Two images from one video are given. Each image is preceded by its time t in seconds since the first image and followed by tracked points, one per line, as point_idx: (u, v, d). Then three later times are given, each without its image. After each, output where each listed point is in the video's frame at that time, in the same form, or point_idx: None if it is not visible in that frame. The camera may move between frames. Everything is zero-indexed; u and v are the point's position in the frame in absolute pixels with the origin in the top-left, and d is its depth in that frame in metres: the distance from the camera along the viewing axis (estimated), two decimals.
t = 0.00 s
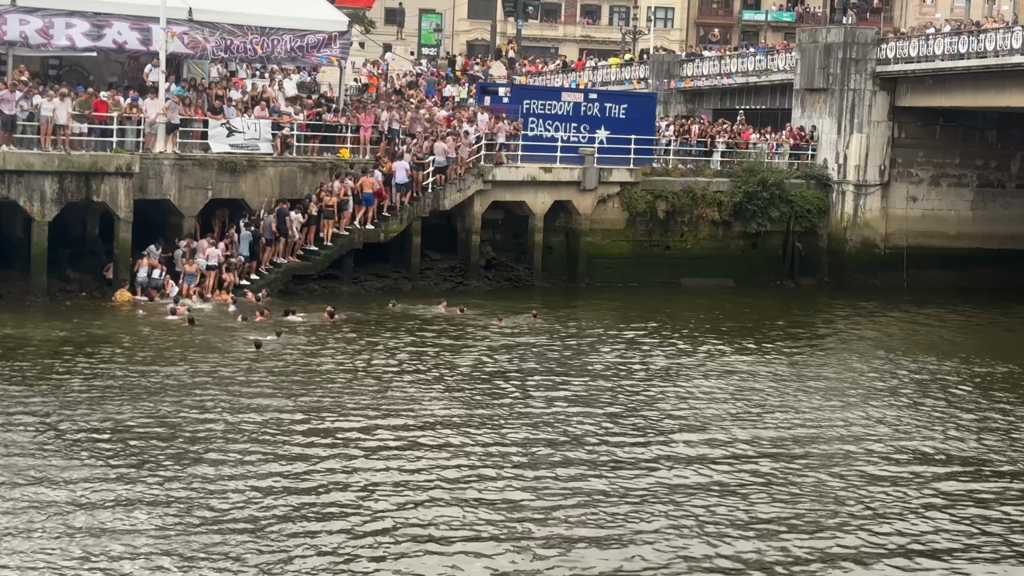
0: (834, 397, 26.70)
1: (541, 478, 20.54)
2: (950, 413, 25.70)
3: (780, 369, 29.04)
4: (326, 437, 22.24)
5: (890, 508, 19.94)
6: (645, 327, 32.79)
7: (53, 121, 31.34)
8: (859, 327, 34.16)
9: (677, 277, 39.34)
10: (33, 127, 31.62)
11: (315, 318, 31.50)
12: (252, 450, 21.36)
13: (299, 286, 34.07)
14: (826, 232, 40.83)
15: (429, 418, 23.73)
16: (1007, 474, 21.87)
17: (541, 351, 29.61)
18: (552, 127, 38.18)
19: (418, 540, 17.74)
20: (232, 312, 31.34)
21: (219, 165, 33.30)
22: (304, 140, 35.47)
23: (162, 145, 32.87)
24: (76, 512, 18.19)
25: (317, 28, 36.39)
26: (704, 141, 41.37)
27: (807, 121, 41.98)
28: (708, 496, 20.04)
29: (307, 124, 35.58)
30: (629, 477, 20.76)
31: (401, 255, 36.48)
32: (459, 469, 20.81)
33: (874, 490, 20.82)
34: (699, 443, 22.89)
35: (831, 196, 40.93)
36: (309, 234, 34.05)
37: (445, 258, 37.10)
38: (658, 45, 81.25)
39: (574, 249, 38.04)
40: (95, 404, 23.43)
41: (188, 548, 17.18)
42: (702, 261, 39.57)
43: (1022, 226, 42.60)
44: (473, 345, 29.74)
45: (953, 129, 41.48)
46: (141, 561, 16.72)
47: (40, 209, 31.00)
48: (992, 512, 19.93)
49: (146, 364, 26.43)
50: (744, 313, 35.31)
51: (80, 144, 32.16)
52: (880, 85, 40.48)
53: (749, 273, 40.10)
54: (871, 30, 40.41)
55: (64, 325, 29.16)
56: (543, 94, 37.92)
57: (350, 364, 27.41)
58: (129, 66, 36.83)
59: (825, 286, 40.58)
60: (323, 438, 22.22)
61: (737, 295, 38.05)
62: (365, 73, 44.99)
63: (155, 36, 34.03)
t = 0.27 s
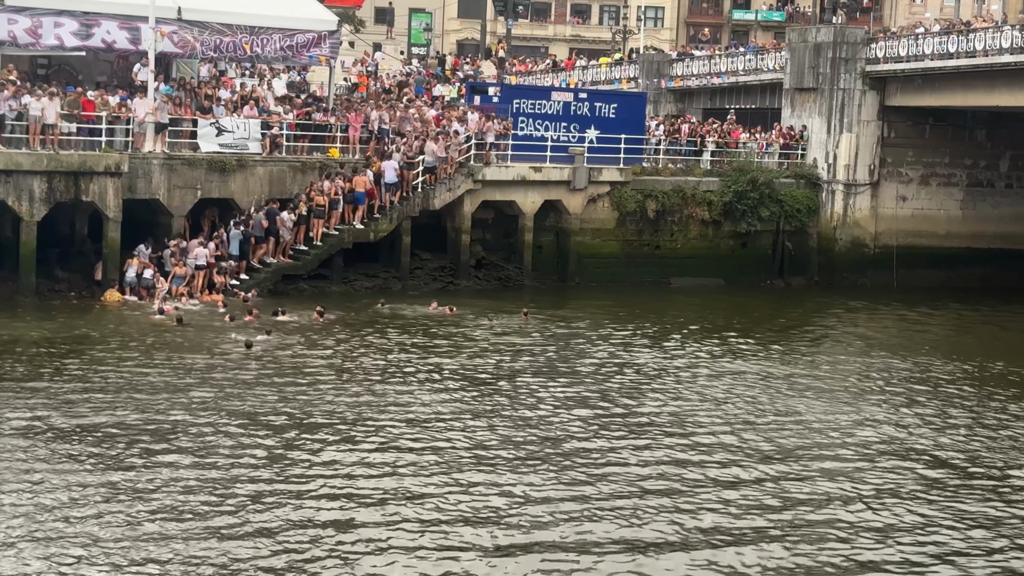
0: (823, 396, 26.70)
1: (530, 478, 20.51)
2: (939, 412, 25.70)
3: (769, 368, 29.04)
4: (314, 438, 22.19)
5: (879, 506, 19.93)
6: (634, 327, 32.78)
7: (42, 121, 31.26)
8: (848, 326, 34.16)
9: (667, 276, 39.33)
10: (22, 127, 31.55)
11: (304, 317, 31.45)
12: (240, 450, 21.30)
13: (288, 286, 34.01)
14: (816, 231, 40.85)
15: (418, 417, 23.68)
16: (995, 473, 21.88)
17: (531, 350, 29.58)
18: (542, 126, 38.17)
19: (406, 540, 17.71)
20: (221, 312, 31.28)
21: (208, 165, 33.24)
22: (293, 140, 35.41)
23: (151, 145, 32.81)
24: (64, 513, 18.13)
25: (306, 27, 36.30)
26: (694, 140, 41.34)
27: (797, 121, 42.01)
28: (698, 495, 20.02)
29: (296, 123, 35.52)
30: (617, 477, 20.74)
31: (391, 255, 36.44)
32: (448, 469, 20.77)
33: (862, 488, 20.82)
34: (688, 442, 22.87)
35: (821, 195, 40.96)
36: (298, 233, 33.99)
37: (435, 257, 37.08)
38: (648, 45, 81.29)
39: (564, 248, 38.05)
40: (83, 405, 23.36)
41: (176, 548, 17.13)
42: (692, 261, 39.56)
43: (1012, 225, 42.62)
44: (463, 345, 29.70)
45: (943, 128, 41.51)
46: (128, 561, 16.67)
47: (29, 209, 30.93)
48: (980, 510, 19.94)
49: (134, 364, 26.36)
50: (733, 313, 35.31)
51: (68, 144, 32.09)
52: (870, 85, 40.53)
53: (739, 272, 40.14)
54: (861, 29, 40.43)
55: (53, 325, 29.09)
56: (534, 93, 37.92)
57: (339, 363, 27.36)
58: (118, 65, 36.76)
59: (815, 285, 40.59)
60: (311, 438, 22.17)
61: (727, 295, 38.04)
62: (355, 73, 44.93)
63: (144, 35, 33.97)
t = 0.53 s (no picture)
0: (815, 396, 26.70)
1: (523, 478, 20.48)
2: (931, 412, 25.71)
3: (761, 368, 29.04)
4: (307, 438, 22.14)
5: (873, 506, 19.92)
6: (626, 327, 32.75)
7: (32, 121, 31.20)
8: (840, 326, 34.19)
9: (658, 276, 39.32)
10: (12, 127, 31.48)
11: (295, 318, 31.37)
12: (233, 451, 21.25)
13: (279, 286, 33.96)
14: (807, 231, 40.88)
15: (411, 418, 23.64)
16: (988, 472, 21.88)
17: (523, 350, 29.55)
18: (533, 126, 38.14)
19: (401, 540, 17.67)
20: (212, 313, 31.20)
21: (198, 165, 33.17)
22: (284, 140, 35.36)
23: (142, 145, 32.74)
24: (55, 514, 18.07)
25: (297, 27, 36.22)
26: (685, 140, 41.45)
27: (787, 121, 42.05)
28: (691, 495, 20.00)
29: (287, 123, 35.47)
30: (611, 477, 20.71)
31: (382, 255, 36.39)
32: (441, 469, 20.73)
33: (855, 488, 20.81)
34: (681, 442, 22.85)
35: (811, 195, 40.99)
36: (289, 233, 33.92)
37: (426, 257, 37.04)
38: (639, 45, 81.32)
39: (555, 248, 38.03)
40: (74, 405, 23.30)
41: (170, 549, 17.07)
42: (683, 261, 39.56)
43: (1003, 225, 42.66)
44: (455, 345, 29.66)
45: (933, 128, 41.56)
46: (122, 562, 16.62)
47: (19, 209, 30.85)
48: (974, 510, 19.93)
49: (125, 365, 26.29)
50: (725, 313, 35.31)
51: (58, 144, 32.03)
52: (860, 85, 40.57)
53: (730, 272, 40.11)
54: (851, 29, 40.46)
55: (43, 326, 29.00)
56: (525, 93, 37.89)
57: (331, 364, 27.31)
58: (108, 65, 36.70)
59: (806, 285, 40.61)
60: (303, 438, 22.12)
61: (719, 294, 38.04)
62: (346, 73, 44.89)
63: (134, 35, 33.90)
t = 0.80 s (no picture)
0: (810, 396, 26.68)
1: (517, 479, 20.44)
2: (925, 412, 25.72)
3: (755, 368, 29.03)
4: (301, 440, 22.09)
5: (868, 507, 19.91)
6: (620, 327, 32.74)
7: (24, 122, 31.15)
8: (834, 326, 34.19)
9: (652, 276, 39.32)
10: (5, 128, 31.40)
11: (288, 319, 31.31)
12: (226, 452, 21.19)
13: (273, 287, 33.92)
14: (800, 231, 40.89)
15: (405, 419, 23.59)
16: (983, 472, 21.88)
17: (517, 351, 29.51)
18: (527, 127, 38.14)
19: (396, 542, 17.63)
20: (205, 314, 31.13)
21: (191, 166, 33.12)
22: (277, 141, 35.31)
23: (135, 145, 32.69)
24: (47, 516, 18.00)
25: (290, 27, 36.24)
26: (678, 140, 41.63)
27: (781, 121, 42.07)
28: (687, 496, 19.97)
29: (280, 124, 35.42)
30: (606, 478, 20.67)
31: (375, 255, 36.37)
32: (436, 470, 20.70)
33: (850, 488, 20.79)
34: (675, 443, 22.82)
35: (805, 195, 41.00)
36: (282, 234, 33.88)
37: (420, 258, 37.01)
38: (632, 45, 81.35)
39: (549, 249, 38.01)
40: (66, 407, 23.23)
41: (164, 551, 17.02)
42: (677, 261, 39.56)
43: (996, 225, 42.70)
44: (449, 346, 29.62)
45: (926, 128, 41.58)
46: (116, 564, 16.58)
47: (12, 210, 30.78)
48: (969, 510, 19.93)
49: (118, 366, 26.23)
50: (719, 313, 35.30)
51: (51, 145, 31.96)
52: (854, 85, 40.58)
53: (724, 272, 40.14)
54: (845, 29, 40.47)
55: (36, 327, 28.93)
56: (519, 94, 37.88)
57: (325, 365, 27.26)
58: (101, 66, 36.63)
59: (800, 285, 40.61)
60: (297, 440, 22.07)
61: (712, 295, 38.02)
62: (339, 73, 44.85)
63: (127, 36, 33.83)
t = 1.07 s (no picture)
0: (803, 396, 26.68)
1: (511, 479, 20.41)
2: (918, 412, 25.71)
3: (749, 368, 29.01)
4: (293, 440, 22.06)
5: (861, 506, 19.90)
6: (613, 327, 32.71)
7: (16, 122, 31.15)
8: (827, 326, 34.19)
9: (646, 277, 39.31)
10: None
11: (282, 319, 31.27)
12: (219, 453, 21.15)
13: (266, 287, 33.89)
14: (794, 231, 40.92)
15: (397, 419, 23.57)
16: (976, 472, 21.87)
17: (511, 352, 29.49)
18: (520, 127, 38.18)
19: (388, 542, 17.59)
20: (198, 314, 31.09)
21: (185, 166, 33.09)
22: (271, 141, 35.27)
23: (128, 146, 32.65)
24: (39, 517, 17.96)
25: (284, 28, 36.13)
26: (672, 140, 41.61)
27: (774, 121, 42.08)
28: (680, 496, 19.94)
29: (273, 124, 35.39)
30: (599, 478, 20.65)
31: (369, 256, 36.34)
32: (429, 470, 20.66)
33: (844, 488, 20.77)
34: (669, 442, 22.80)
35: (799, 195, 41.02)
36: (276, 234, 33.85)
37: (413, 258, 36.98)
38: (626, 45, 81.35)
39: (542, 249, 37.98)
40: (58, 408, 23.18)
41: (156, 552, 16.98)
42: (671, 261, 39.55)
43: (989, 225, 42.72)
44: (442, 347, 29.58)
45: (920, 128, 41.59)
46: (108, 565, 16.53)
47: (4, 211, 30.72)
48: (961, 510, 19.92)
49: (110, 367, 26.19)
50: (712, 313, 35.29)
51: (44, 146, 31.92)
52: (847, 85, 40.56)
53: (718, 272, 40.13)
54: (838, 29, 40.45)
55: (29, 328, 28.89)
56: (512, 94, 37.94)
57: (318, 365, 27.23)
58: (94, 66, 36.61)
59: (794, 285, 40.62)
60: (290, 440, 22.03)
61: (706, 295, 38.03)
62: (332, 73, 44.83)
63: (120, 36, 33.80)
